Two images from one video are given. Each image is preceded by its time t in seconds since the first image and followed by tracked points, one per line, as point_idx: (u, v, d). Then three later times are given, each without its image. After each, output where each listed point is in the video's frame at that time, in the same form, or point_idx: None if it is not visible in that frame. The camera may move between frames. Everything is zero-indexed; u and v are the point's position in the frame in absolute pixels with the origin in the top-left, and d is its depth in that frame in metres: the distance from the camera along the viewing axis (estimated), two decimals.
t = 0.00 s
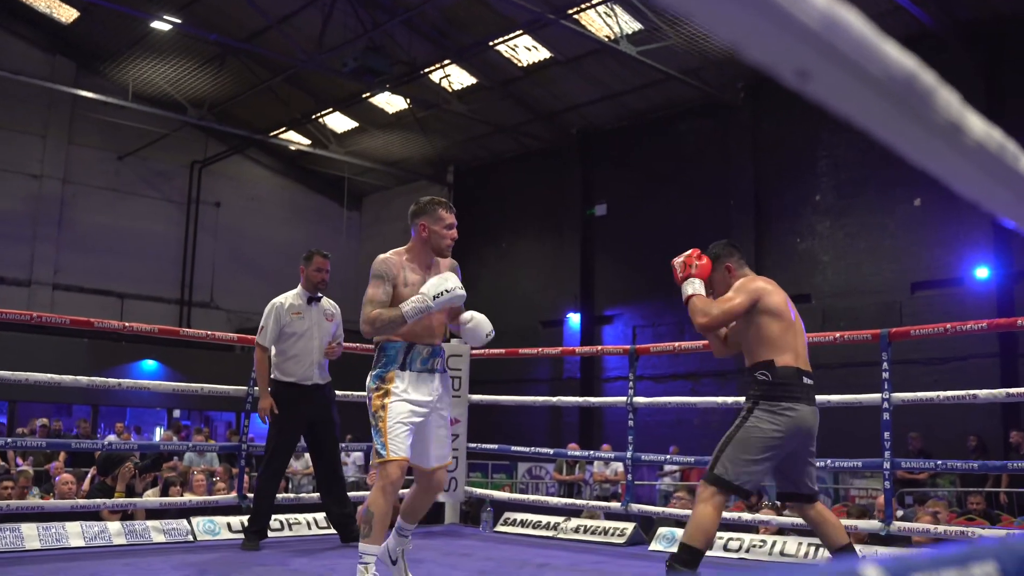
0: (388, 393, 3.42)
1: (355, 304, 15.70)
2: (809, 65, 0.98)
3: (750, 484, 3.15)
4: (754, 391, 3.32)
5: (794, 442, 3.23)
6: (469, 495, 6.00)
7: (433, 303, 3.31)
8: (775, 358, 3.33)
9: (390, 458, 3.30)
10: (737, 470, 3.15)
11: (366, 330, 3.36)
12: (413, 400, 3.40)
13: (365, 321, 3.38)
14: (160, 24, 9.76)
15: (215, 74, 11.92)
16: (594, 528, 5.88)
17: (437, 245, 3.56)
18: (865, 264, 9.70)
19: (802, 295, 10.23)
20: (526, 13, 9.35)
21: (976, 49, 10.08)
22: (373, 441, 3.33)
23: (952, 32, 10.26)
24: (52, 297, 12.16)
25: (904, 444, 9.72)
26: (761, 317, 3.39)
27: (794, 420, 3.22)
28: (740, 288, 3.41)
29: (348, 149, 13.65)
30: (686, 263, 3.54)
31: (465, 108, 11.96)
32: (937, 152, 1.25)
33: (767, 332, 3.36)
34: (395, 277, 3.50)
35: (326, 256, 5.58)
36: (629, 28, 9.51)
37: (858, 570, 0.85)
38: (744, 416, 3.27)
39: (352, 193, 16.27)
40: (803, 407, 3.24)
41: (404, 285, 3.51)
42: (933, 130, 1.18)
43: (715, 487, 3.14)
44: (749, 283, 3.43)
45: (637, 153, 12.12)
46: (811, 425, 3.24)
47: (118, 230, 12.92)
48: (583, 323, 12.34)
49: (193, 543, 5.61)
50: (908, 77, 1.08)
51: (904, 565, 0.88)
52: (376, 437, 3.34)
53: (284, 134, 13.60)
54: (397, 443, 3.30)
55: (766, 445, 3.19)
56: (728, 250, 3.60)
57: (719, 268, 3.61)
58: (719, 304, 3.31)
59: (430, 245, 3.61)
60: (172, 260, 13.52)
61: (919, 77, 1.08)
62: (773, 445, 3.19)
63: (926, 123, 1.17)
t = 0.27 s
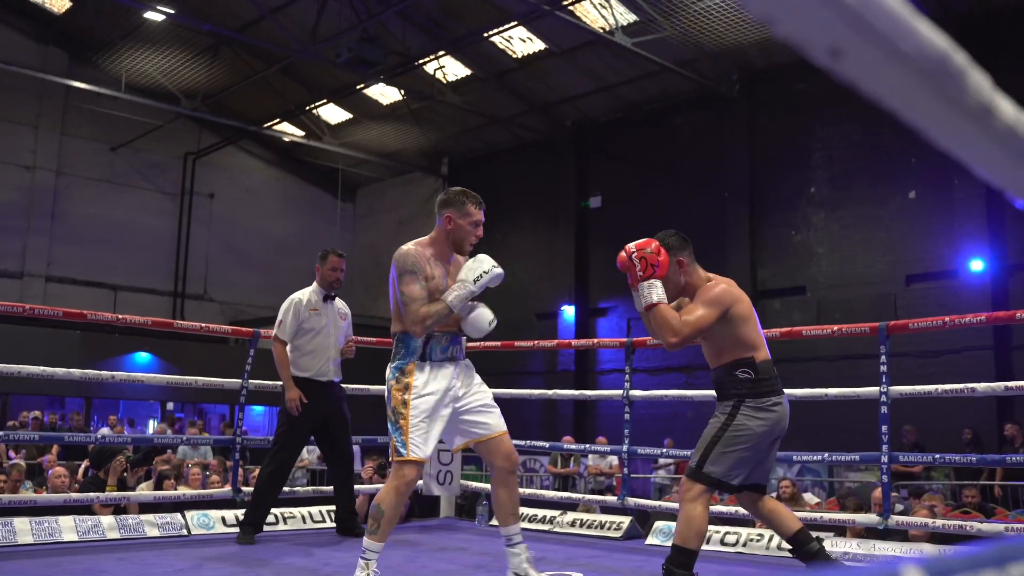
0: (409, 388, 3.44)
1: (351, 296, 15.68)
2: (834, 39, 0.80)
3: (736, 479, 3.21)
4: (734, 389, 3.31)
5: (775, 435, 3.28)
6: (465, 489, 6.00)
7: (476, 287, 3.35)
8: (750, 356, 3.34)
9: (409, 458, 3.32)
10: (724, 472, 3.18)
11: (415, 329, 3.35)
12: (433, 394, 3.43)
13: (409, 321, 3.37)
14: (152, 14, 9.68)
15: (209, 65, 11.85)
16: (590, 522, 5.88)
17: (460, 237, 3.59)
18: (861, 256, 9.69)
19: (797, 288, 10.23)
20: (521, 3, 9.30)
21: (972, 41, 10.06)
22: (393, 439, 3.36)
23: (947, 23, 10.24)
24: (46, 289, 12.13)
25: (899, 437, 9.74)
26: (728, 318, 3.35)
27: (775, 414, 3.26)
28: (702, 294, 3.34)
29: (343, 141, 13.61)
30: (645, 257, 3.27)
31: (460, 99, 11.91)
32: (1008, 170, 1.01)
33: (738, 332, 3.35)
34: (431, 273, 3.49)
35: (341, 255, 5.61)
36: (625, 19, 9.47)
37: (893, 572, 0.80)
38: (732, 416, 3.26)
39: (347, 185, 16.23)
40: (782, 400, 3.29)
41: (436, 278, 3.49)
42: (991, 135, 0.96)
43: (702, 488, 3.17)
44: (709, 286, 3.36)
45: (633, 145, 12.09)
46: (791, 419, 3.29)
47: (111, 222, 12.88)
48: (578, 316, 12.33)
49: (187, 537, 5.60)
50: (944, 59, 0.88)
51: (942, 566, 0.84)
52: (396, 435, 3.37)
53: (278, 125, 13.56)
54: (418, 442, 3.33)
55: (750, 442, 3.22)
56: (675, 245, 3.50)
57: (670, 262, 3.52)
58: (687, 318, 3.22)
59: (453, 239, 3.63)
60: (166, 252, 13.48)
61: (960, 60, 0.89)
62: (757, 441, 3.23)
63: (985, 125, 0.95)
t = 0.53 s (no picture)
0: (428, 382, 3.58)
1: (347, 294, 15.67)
2: (862, 37, 0.73)
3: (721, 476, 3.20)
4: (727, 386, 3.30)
5: (766, 436, 3.25)
6: (462, 488, 5.99)
7: (485, 302, 3.37)
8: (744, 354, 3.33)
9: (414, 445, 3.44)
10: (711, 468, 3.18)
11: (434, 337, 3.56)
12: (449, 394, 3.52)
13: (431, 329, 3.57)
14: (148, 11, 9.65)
15: (205, 63, 11.82)
16: (587, 521, 5.89)
17: (492, 248, 3.65)
18: (857, 255, 9.70)
19: (794, 286, 10.23)
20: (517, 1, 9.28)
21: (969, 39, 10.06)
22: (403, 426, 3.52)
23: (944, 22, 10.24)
24: (41, 287, 12.11)
25: (896, 436, 9.74)
26: (729, 312, 3.34)
27: (767, 415, 3.23)
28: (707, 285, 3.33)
29: (339, 138, 13.60)
30: (658, 235, 3.34)
31: (456, 97, 11.90)
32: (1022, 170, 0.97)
33: (738, 330, 3.34)
34: (454, 283, 3.62)
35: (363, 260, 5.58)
36: (621, 17, 9.47)
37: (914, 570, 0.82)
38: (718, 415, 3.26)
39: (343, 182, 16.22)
40: (776, 401, 3.25)
41: (459, 289, 3.62)
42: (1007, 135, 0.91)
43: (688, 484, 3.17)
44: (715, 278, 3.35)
45: (629, 143, 12.08)
46: (784, 420, 3.25)
47: (106, 220, 12.87)
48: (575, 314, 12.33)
49: (183, 536, 5.59)
50: (969, 59, 0.82)
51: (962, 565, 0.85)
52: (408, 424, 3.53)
53: (274, 123, 13.54)
54: (421, 431, 3.44)
55: (738, 441, 3.21)
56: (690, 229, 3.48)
57: (687, 245, 3.51)
58: (684, 304, 3.23)
59: (488, 249, 3.69)
60: (162, 250, 13.46)
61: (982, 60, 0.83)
62: (746, 440, 3.22)
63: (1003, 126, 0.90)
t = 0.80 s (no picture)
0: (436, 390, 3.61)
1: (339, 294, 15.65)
2: (856, 21, 0.73)
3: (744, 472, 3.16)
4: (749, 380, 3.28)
5: (790, 432, 3.21)
6: (453, 488, 5.98)
7: (498, 287, 3.41)
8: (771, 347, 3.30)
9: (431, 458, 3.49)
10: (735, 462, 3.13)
11: (441, 327, 3.50)
12: (458, 396, 3.53)
13: (436, 320, 3.51)
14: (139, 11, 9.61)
15: (197, 63, 11.80)
16: (580, 521, 5.90)
17: (490, 240, 3.63)
18: (849, 256, 9.73)
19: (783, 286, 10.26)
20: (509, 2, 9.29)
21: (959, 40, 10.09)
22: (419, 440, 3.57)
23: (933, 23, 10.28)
24: (32, 288, 12.07)
25: (887, 435, 9.79)
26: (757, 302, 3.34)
27: (790, 411, 3.20)
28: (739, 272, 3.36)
29: (331, 139, 13.60)
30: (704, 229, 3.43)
31: (448, 98, 11.91)
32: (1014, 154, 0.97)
33: (767, 321, 3.33)
34: (454, 275, 3.61)
35: (367, 268, 5.55)
36: (613, 18, 9.48)
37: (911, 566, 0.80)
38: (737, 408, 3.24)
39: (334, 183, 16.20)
40: (800, 397, 3.22)
41: (460, 281, 3.62)
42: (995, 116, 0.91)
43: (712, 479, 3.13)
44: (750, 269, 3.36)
45: (621, 143, 12.10)
46: (809, 412, 3.22)
47: (97, 220, 12.83)
48: (566, 314, 12.35)
49: (175, 536, 5.58)
50: (962, 47, 0.84)
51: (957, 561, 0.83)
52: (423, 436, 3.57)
53: (266, 123, 13.52)
54: (436, 443, 3.49)
55: (759, 435, 3.17)
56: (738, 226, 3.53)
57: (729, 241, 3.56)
58: (716, 290, 3.26)
59: (484, 241, 3.69)
60: (153, 250, 13.44)
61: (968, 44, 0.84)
62: (770, 435, 3.18)
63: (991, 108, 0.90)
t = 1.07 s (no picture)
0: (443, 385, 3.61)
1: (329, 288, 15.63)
2: (824, 19, 0.96)
3: (767, 470, 3.23)
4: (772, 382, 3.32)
5: (815, 429, 3.24)
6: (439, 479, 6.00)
7: (504, 280, 3.42)
8: (792, 346, 3.31)
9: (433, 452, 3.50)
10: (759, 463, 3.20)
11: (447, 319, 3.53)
12: (464, 391, 3.54)
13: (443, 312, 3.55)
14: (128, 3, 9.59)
15: (185, 56, 11.77)
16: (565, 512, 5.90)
17: (497, 235, 3.66)
18: (835, 249, 9.79)
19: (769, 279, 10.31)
20: None
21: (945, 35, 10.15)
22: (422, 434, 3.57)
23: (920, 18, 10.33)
24: (18, 280, 12.02)
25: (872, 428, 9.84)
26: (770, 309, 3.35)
27: (813, 410, 3.22)
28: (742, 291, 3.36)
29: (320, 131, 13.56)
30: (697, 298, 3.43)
31: (437, 91, 11.91)
32: (954, 121, 1.23)
33: (781, 321, 3.34)
34: (462, 268, 3.63)
35: (350, 259, 5.56)
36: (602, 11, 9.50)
37: (881, 554, 1.10)
38: (762, 406, 3.28)
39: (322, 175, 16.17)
40: (822, 395, 3.23)
41: (468, 271, 3.63)
42: (942, 91, 1.16)
43: (729, 472, 3.21)
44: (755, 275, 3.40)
45: (609, 136, 12.12)
46: (834, 413, 3.23)
47: (83, 212, 12.77)
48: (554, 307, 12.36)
49: (161, 527, 5.59)
50: (918, 38, 1.06)
51: (921, 553, 1.15)
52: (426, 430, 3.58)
53: (254, 116, 13.49)
54: (441, 439, 3.50)
55: (781, 434, 3.22)
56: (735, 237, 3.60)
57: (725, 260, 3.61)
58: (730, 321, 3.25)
59: (491, 235, 3.71)
60: (140, 242, 13.38)
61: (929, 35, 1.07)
62: (793, 434, 3.22)
63: (941, 85, 1.15)
